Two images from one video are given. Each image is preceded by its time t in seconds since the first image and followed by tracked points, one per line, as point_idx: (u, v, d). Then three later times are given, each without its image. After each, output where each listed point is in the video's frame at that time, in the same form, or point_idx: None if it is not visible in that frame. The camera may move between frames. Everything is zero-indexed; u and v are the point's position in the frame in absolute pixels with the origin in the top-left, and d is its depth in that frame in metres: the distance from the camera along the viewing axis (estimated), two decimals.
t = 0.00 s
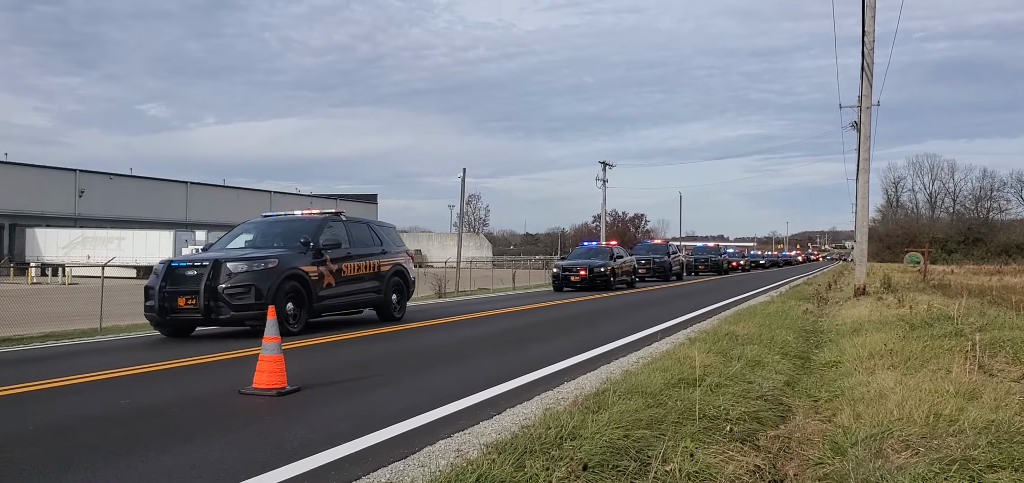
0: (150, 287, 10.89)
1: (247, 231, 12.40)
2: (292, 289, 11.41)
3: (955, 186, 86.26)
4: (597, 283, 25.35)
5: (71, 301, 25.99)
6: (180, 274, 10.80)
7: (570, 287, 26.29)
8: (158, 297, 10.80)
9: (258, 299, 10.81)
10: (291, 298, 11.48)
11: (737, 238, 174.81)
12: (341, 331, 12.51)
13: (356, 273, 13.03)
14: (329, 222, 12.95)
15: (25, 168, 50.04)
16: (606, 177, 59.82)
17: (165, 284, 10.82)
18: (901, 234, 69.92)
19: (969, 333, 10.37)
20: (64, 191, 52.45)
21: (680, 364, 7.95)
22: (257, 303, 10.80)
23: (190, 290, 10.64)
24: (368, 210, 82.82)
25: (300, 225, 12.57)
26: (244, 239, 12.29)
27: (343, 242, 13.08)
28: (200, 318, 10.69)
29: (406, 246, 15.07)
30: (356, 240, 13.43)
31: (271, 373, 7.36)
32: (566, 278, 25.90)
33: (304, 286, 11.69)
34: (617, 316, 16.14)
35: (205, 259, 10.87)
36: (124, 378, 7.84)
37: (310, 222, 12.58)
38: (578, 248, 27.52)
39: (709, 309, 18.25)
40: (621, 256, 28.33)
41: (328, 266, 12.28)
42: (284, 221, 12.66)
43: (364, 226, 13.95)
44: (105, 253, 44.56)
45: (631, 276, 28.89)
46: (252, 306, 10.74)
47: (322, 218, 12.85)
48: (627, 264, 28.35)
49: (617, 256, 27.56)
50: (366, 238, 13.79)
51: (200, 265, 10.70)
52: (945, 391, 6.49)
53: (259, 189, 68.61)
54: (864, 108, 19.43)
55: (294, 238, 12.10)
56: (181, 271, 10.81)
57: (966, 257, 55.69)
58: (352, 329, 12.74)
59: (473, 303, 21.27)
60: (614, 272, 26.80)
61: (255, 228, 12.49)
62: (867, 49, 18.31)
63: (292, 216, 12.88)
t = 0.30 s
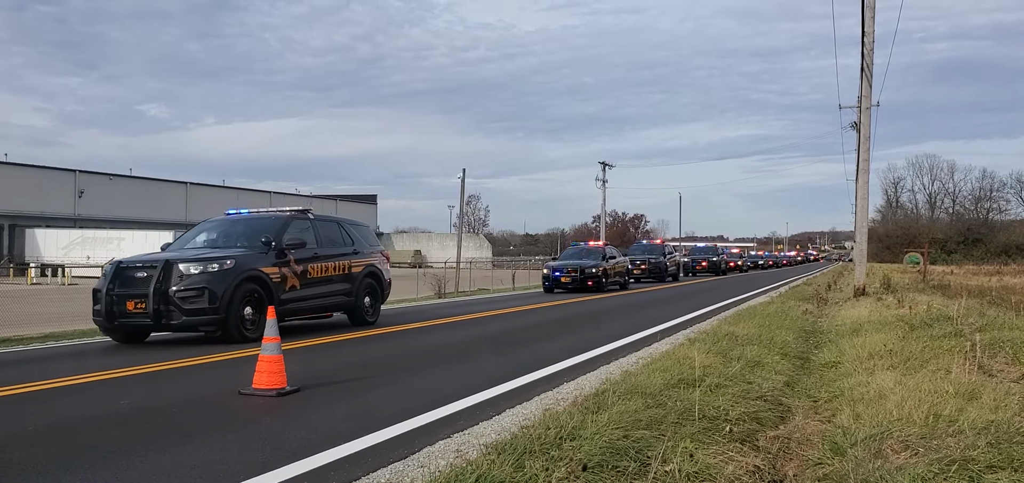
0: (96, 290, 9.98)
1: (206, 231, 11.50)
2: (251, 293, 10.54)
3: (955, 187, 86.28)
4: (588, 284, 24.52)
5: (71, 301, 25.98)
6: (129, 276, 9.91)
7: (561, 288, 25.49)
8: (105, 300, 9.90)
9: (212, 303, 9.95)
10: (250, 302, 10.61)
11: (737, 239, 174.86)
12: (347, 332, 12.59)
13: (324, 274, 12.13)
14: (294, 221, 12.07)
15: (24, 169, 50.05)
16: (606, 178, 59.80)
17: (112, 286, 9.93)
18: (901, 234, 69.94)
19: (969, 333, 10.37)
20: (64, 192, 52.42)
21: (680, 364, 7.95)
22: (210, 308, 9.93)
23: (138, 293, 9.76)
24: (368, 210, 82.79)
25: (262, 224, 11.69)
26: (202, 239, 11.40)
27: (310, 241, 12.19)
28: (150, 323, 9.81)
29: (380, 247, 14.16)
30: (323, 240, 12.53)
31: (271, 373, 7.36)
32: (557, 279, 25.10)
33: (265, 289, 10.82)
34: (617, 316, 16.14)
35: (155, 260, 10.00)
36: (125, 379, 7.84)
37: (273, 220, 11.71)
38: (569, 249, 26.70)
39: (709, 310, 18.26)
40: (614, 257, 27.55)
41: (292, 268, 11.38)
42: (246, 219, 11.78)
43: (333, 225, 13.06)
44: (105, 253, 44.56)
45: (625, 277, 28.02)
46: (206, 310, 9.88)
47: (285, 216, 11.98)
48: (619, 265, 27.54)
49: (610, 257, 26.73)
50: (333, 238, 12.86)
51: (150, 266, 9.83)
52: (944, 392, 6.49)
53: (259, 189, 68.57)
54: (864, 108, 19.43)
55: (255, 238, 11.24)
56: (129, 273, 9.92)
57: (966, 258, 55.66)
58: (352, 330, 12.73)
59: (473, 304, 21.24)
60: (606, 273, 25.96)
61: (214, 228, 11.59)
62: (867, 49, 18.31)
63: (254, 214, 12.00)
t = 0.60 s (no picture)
0: (46, 292, 9.43)
1: (168, 229, 10.89)
2: (208, 296, 9.93)
3: (955, 188, 86.28)
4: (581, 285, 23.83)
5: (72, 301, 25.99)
6: (79, 277, 9.34)
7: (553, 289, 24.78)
8: (54, 303, 9.34)
9: (167, 306, 9.36)
10: (208, 306, 9.99)
11: (737, 240, 174.78)
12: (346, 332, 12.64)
13: (292, 276, 11.46)
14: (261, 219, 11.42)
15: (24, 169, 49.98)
16: (606, 178, 59.82)
17: (62, 288, 9.37)
18: (901, 235, 69.91)
19: (970, 334, 10.38)
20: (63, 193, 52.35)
21: (681, 365, 7.94)
22: (163, 312, 9.33)
23: (87, 296, 9.19)
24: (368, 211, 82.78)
25: (226, 222, 11.05)
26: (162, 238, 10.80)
27: (277, 241, 11.53)
28: (100, 328, 9.25)
29: (357, 247, 13.48)
30: (292, 239, 11.86)
31: (271, 374, 7.36)
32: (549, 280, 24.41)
33: (224, 292, 10.20)
34: (617, 317, 16.11)
35: (107, 260, 9.42)
36: (127, 379, 7.85)
37: (238, 219, 11.06)
38: (562, 249, 26.02)
39: (710, 310, 18.23)
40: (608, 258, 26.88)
41: (256, 269, 10.74)
42: (208, 218, 11.14)
43: (304, 224, 12.38)
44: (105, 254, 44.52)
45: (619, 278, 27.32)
46: (159, 315, 9.29)
47: (250, 214, 11.33)
48: (614, 266, 26.87)
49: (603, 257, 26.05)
50: (304, 237, 12.18)
51: (101, 267, 9.26)
52: (945, 393, 6.49)
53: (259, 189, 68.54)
54: (864, 109, 19.45)
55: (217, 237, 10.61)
56: (80, 274, 9.35)
57: (966, 259, 55.61)
58: (352, 331, 12.71)
59: (472, 304, 21.21)
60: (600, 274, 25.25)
61: (176, 227, 10.96)
62: (867, 50, 18.31)
63: (218, 212, 11.36)
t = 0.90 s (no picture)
0: None
1: (124, 229, 10.04)
2: (161, 300, 8.97)
3: (956, 189, 86.23)
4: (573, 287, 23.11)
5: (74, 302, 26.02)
6: (17, 280, 8.36)
7: (545, 292, 24.04)
8: None
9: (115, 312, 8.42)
10: (162, 311, 9.06)
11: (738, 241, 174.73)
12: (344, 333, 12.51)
13: (256, 278, 10.58)
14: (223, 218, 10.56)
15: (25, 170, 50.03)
16: (606, 180, 59.78)
17: None
18: (901, 236, 69.88)
19: (971, 335, 10.38)
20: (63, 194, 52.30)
21: (681, 366, 7.94)
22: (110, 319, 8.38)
23: (26, 300, 8.23)
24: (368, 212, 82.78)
25: (184, 222, 10.18)
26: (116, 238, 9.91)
27: (240, 241, 10.66)
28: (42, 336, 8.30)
29: (329, 248, 12.64)
30: (257, 239, 10.99)
31: (272, 375, 7.36)
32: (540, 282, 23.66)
33: (179, 295, 9.26)
34: (616, 318, 16.03)
35: (49, 262, 8.46)
36: (128, 380, 7.85)
37: (196, 218, 10.20)
38: (554, 250, 25.31)
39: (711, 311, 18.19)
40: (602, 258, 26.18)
41: (217, 272, 9.84)
42: (167, 217, 10.27)
43: (270, 223, 11.53)
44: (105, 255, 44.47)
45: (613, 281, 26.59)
46: (107, 321, 8.36)
47: (211, 212, 10.45)
48: (607, 267, 26.21)
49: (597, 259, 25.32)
50: (269, 238, 11.30)
51: (43, 269, 8.30)
52: (945, 394, 6.49)
53: (259, 190, 68.53)
54: (865, 110, 19.45)
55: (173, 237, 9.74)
56: (19, 277, 8.39)
57: (966, 260, 55.60)
58: (352, 332, 12.69)
59: (471, 306, 21.13)
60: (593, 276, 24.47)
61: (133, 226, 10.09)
62: (867, 51, 18.32)
63: (178, 210, 10.51)
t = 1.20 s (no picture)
0: None
1: (75, 228, 9.43)
2: (108, 304, 8.45)
3: (956, 189, 86.23)
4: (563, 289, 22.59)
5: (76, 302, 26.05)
6: None
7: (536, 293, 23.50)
8: None
9: (55, 317, 7.89)
10: (108, 316, 8.53)
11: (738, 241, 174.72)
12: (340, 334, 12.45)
13: (216, 281, 9.96)
14: (182, 216, 9.93)
15: (25, 171, 50.04)
16: (606, 180, 59.76)
17: None
18: (901, 237, 69.89)
19: (971, 336, 10.38)
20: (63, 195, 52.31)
21: (681, 367, 7.95)
22: (48, 324, 7.84)
23: None
24: (369, 213, 82.80)
25: (139, 220, 9.56)
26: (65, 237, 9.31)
27: (200, 241, 10.03)
28: None
29: (300, 247, 12.03)
30: (218, 239, 10.34)
31: (272, 376, 7.36)
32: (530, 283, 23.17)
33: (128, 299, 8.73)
34: (615, 319, 15.97)
35: None
36: (128, 381, 7.86)
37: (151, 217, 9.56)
38: (544, 251, 24.85)
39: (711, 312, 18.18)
40: (595, 259, 25.66)
41: (171, 273, 9.26)
42: (120, 215, 9.64)
43: (234, 222, 10.88)
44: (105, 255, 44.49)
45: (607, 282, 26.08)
46: (46, 327, 7.83)
47: (169, 210, 9.82)
48: (601, 268, 25.70)
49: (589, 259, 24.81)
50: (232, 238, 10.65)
51: None
52: (945, 395, 6.49)
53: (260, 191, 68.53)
54: (865, 110, 19.45)
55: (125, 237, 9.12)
56: None
57: (966, 260, 55.62)
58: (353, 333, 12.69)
59: (470, 307, 21.06)
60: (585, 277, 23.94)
61: (85, 226, 9.45)
62: (867, 52, 18.32)
63: (134, 207, 9.88)
